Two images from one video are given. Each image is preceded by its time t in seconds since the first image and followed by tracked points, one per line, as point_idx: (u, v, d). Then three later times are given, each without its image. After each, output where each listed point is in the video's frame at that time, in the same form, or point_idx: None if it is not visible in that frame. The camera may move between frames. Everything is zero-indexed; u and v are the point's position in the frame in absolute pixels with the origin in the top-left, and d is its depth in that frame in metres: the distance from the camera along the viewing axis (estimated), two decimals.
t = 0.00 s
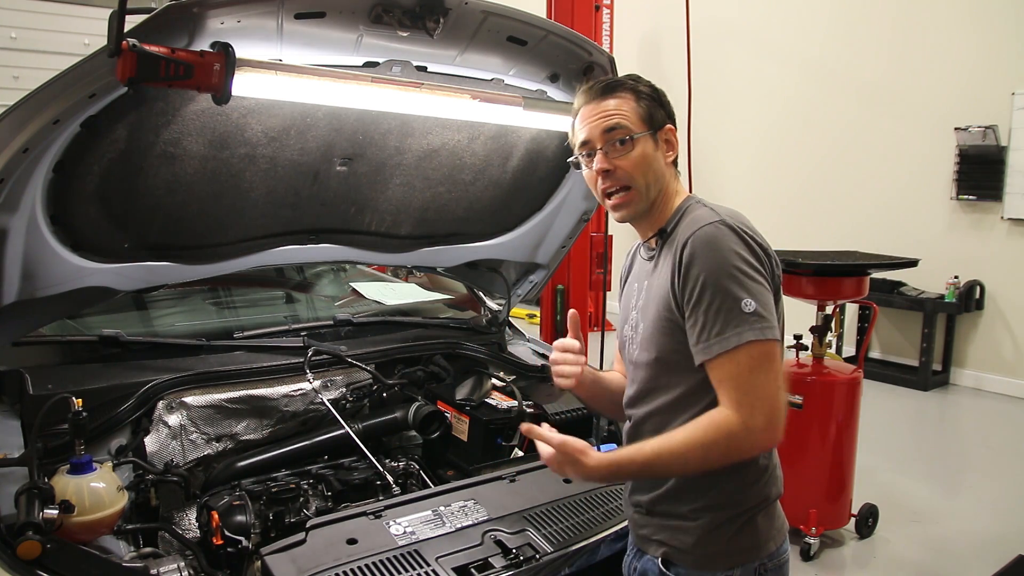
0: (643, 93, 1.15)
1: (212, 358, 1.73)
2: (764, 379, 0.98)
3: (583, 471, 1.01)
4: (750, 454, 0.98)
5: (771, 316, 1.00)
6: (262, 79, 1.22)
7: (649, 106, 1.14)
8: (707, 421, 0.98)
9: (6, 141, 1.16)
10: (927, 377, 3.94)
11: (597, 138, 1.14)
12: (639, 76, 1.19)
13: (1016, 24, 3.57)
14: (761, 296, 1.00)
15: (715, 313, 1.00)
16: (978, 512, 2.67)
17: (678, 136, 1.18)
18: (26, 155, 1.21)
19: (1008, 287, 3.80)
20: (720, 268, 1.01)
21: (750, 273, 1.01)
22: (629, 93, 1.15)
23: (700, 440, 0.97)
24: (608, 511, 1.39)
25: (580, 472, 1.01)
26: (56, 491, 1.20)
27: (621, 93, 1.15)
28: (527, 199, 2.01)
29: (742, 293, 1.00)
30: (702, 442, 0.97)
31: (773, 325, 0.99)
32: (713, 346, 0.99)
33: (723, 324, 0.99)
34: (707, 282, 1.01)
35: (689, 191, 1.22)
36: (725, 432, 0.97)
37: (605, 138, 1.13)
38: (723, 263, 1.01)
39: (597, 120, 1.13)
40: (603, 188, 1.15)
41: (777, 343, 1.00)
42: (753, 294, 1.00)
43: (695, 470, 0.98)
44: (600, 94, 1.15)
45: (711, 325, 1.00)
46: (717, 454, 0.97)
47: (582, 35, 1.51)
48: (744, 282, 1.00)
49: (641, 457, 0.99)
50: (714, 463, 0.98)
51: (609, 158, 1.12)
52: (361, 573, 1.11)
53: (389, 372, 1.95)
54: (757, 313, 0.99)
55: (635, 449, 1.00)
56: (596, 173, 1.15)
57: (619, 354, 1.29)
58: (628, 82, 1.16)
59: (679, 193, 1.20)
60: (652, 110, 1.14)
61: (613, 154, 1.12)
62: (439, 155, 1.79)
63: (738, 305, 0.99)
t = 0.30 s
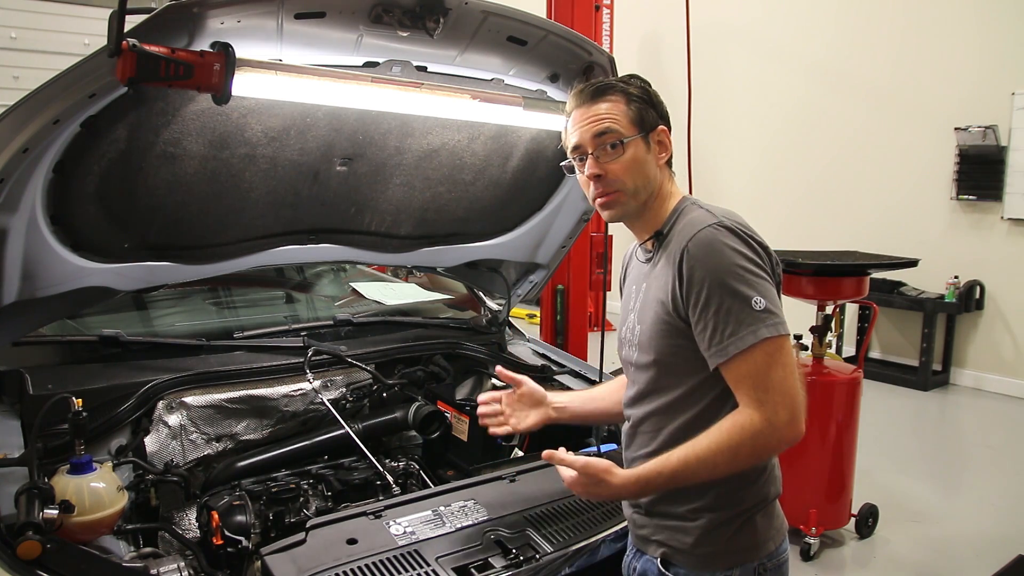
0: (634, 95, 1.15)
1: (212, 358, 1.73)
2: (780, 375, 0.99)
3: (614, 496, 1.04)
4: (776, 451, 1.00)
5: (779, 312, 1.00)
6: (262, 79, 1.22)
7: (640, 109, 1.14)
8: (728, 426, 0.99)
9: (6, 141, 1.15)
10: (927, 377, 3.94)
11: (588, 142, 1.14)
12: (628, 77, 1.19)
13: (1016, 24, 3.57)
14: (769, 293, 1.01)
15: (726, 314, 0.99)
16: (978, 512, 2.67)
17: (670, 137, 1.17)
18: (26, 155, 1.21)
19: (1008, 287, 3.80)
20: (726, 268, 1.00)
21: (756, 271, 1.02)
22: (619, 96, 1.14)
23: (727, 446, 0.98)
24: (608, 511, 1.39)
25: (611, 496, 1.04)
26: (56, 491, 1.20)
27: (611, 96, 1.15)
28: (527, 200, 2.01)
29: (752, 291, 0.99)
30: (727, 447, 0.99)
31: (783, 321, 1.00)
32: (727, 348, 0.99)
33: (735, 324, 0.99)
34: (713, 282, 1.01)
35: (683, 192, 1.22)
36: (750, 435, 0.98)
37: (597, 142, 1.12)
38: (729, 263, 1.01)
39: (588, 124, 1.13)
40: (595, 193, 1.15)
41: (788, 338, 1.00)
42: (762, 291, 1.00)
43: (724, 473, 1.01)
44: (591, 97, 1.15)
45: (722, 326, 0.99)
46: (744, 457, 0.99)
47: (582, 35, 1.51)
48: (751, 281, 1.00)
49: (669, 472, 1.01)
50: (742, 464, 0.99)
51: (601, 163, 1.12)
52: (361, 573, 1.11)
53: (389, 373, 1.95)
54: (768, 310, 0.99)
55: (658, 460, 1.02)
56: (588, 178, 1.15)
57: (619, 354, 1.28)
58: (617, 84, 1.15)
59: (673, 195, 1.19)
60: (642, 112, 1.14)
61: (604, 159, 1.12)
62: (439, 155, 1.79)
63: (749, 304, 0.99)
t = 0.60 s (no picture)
0: (636, 92, 1.15)
1: (212, 358, 1.73)
2: (759, 380, 0.99)
3: (570, 468, 1.03)
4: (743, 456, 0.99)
5: (768, 320, 1.00)
6: (261, 79, 1.22)
7: (641, 106, 1.14)
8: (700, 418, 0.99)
9: (6, 141, 1.15)
10: (927, 377, 3.94)
11: (588, 138, 1.16)
12: (636, 74, 1.19)
13: (1016, 24, 3.57)
14: (759, 299, 1.00)
15: (713, 315, 1.00)
16: (978, 512, 2.67)
17: (676, 135, 1.17)
18: (27, 155, 1.21)
19: (1008, 287, 3.80)
20: (719, 269, 1.01)
21: (749, 275, 1.01)
22: (623, 93, 1.15)
23: (695, 439, 0.98)
24: (607, 511, 1.39)
25: (568, 467, 1.03)
26: (56, 491, 1.20)
27: (613, 92, 1.15)
28: (527, 200, 2.01)
29: (739, 294, 1.00)
30: (695, 440, 0.98)
31: (770, 328, 0.99)
32: (710, 348, 0.99)
33: (720, 325, 0.99)
34: (705, 282, 1.01)
35: (688, 191, 1.20)
36: (719, 431, 0.98)
37: (594, 138, 1.14)
38: (723, 264, 1.01)
39: (588, 120, 1.15)
40: (594, 187, 1.17)
41: (773, 347, 1.00)
42: (752, 297, 1.00)
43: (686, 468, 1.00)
44: (594, 93, 1.17)
45: (708, 326, 1.00)
46: (707, 453, 0.98)
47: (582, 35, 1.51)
48: (742, 285, 1.00)
49: (631, 451, 1.00)
50: (703, 462, 0.99)
51: (597, 158, 1.14)
52: (361, 573, 1.11)
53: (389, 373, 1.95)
54: (755, 315, 0.99)
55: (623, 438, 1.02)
56: (587, 172, 1.17)
57: (620, 352, 1.29)
58: (621, 81, 1.16)
59: (676, 193, 1.19)
60: (643, 110, 1.14)
61: (601, 154, 1.14)
62: (439, 155, 1.79)
63: (735, 308, 0.99)
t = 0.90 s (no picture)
0: (606, 108, 1.16)
1: (212, 358, 1.73)
2: (781, 376, 0.99)
3: (599, 464, 1.02)
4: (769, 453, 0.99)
5: (785, 317, 1.01)
6: (262, 79, 1.22)
7: (609, 122, 1.15)
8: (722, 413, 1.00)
9: (6, 141, 1.15)
10: (927, 377, 3.94)
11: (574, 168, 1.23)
12: (615, 82, 1.18)
13: (1016, 24, 3.57)
14: (776, 297, 1.01)
15: (732, 314, 1.00)
16: (978, 512, 2.67)
17: (654, 138, 1.14)
18: (26, 155, 1.21)
19: (1008, 287, 3.80)
20: (736, 269, 1.01)
21: (764, 274, 1.02)
22: (593, 113, 1.17)
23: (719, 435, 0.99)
24: (608, 511, 1.39)
25: (596, 462, 1.02)
26: (56, 491, 1.20)
27: (588, 114, 1.19)
28: (527, 200, 2.01)
29: (758, 293, 1.00)
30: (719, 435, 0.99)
31: (788, 326, 1.00)
32: (730, 347, 0.99)
33: (740, 325, 0.99)
34: (721, 282, 1.01)
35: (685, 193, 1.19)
36: (742, 427, 0.98)
37: (575, 167, 1.22)
38: (739, 264, 1.01)
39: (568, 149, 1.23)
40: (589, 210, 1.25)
41: (792, 343, 1.00)
42: (769, 295, 1.00)
43: (714, 465, 1.00)
44: (574, 118, 1.22)
45: (727, 326, 1.00)
46: (733, 449, 0.98)
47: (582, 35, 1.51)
48: (759, 283, 1.01)
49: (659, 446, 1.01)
50: (730, 457, 0.99)
51: (580, 187, 1.22)
52: (361, 573, 1.11)
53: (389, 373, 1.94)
54: (774, 313, 0.99)
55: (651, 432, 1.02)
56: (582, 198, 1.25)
57: (624, 351, 1.29)
58: (594, 99, 1.18)
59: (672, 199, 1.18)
60: (612, 126, 1.15)
61: (581, 183, 1.21)
62: (439, 155, 1.79)
63: (754, 306, 0.99)
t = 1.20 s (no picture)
0: (599, 110, 1.16)
1: (212, 358, 1.73)
2: (807, 366, 0.99)
3: (671, 530, 1.02)
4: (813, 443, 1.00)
5: (800, 306, 1.02)
6: (262, 79, 1.22)
7: (601, 124, 1.15)
8: (760, 429, 0.99)
9: (6, 141, 1.15)
10: (927, 377, 3.94)
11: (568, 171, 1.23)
12: (606, 83, 1.18)
13: (1016, 24, 3.57)
14: (788, 288, 1.02)
15: (750, 310, 0.99)
16: (978, 512, 2.67)
17: (648, 140, 1.14)
18: (26, 155, 1.21)
19: (1008, 287, 3.80)
20: (751, 265, 1.01)
21: (774, 268, 1.02)
22: (586, 116, 1.17)
23: (765, 451, 0.98)
24: (610, 511, 1.39)
25: (667, 526, 1.01)
26: (56, 491, 1.20)
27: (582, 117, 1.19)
28: (527, 200, 2.01)
29: (772, 287, 1.00)
30: (765, 452, 0.98)
31: (805, 316, 1.01)
32: (752, 343, 0.99)
33: (760, 320, 0.99)
34: (736, 280, 1.01)
35: (680, 193, 1.19)
36: (785, 435, 0.98)
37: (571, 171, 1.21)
38: (751, 260, 1.01)
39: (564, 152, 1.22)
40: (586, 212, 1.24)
41: (811, 331, 1.01)
42: (784, 286, 1.01)
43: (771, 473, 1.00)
44: (568, 120, 1.21)
45: (749, 323, 0.99)
46: (783, 459, 0.98)
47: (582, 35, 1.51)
48: (772, 277, 1.01)
49: (716, 487, 0.99)
50: (784, 464, 0.99)
51: (577, 190, 1.21)
52: (361, 573, 1.11)
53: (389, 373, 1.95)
54: (791, 303, 1.00)
55: (701, 475, 1.01)
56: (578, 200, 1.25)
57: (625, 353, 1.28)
58: (585, 101, 1.17)
59: (669, 199, 1.18)
60: (607, 129, 1.15)
61: (578, 186, 1.21)
62: (439, 155, 1.79)
63: (772, 300, 0.99)
